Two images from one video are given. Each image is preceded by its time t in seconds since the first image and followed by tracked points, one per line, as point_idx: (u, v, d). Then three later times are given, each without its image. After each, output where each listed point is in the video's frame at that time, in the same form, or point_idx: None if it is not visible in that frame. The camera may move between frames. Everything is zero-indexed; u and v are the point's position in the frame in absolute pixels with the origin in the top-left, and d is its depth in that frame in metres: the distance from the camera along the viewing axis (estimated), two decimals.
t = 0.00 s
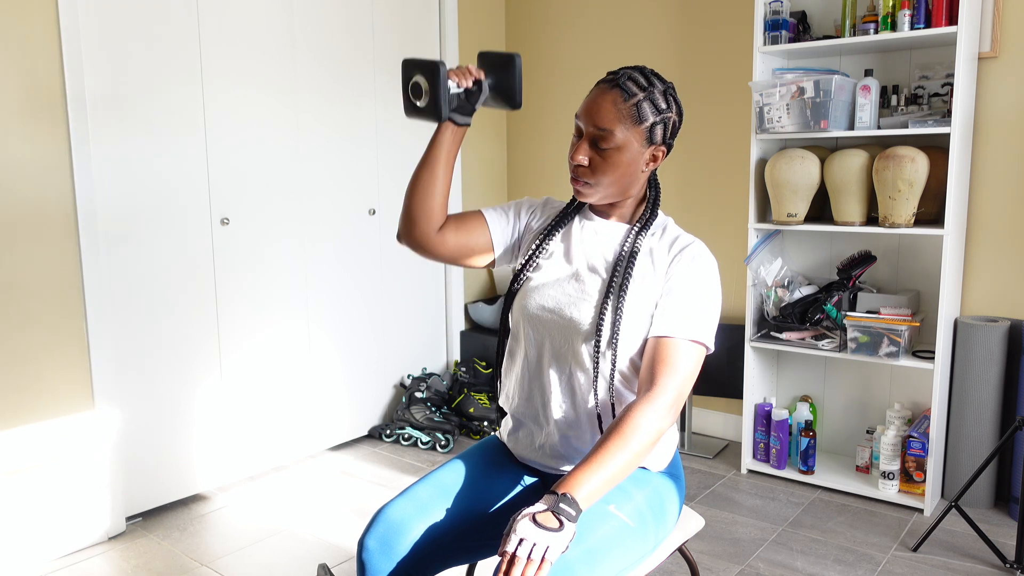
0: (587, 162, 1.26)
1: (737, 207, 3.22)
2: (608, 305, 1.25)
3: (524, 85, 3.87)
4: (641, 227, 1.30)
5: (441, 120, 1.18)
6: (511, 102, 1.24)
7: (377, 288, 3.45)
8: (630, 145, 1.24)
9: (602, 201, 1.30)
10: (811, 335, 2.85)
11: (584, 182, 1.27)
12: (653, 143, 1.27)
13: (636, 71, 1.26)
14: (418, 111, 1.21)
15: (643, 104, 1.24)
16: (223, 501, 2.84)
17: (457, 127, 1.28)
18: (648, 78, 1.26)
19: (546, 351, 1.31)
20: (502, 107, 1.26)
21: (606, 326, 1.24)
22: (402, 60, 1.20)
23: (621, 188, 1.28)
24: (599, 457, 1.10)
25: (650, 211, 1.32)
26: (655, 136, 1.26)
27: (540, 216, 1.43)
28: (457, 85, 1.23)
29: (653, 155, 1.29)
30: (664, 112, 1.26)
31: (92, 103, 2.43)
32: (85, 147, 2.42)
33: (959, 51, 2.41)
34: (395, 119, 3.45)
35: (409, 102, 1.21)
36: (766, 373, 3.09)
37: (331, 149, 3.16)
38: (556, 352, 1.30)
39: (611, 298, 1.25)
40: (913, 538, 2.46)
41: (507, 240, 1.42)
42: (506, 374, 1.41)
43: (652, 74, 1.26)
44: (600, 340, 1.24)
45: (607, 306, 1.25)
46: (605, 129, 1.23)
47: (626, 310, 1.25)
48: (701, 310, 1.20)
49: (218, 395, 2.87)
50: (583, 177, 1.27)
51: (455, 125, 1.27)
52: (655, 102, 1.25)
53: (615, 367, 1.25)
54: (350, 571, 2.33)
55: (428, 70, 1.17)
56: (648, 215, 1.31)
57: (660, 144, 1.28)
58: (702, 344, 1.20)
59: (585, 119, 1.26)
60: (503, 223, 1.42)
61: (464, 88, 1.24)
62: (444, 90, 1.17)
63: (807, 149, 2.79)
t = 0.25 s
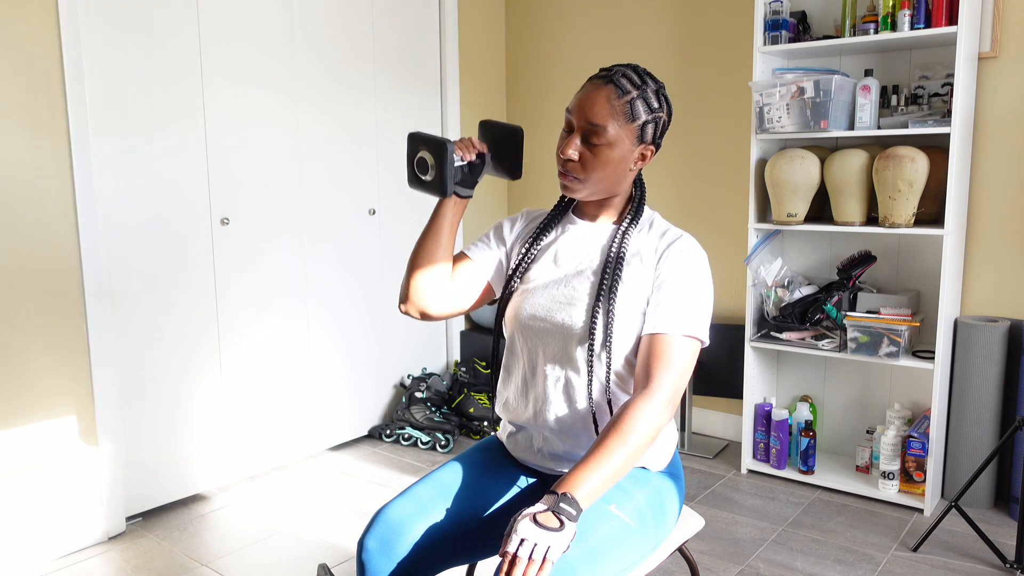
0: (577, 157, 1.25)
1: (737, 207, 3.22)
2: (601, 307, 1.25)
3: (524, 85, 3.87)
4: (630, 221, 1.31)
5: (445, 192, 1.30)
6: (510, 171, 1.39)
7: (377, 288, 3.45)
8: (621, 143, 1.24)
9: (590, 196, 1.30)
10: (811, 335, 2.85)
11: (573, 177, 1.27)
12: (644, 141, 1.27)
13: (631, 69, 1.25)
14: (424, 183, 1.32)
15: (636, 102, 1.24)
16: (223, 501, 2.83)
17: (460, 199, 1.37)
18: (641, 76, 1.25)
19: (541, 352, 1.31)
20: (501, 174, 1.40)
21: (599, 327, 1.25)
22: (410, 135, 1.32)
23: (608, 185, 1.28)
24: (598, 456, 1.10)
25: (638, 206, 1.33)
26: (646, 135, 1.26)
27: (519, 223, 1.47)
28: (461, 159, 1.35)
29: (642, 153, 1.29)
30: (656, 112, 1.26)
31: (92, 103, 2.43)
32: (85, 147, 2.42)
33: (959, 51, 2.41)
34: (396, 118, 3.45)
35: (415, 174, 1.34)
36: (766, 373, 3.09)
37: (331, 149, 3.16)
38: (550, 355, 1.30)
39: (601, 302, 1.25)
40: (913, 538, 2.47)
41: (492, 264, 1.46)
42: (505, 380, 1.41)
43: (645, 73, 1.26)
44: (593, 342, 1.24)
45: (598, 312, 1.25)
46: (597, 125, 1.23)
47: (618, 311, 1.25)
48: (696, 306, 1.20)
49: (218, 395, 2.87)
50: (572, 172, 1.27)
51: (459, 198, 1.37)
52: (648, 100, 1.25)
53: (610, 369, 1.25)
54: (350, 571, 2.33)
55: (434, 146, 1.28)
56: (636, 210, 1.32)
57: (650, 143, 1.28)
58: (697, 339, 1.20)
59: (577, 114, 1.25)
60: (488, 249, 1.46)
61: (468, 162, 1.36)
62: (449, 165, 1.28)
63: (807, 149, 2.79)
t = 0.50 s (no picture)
0: (576, 149, 1.25)
1: (737, 207, 3.22)
2: (597, 306, 1.25)
3: (524, 85, 3.87)
4: (624, 216, 1.31)
5: (452, 224, 1.33)
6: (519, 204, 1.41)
7: (377, 288, 3.45)
8: (620, 138, 1.25)
9: (585, 191, 1.29)
10: (811, 335, 2.85)
11: (570, 169, 1.27)
12: (642, 139, 1.27)
13: (633, 68, 1.27)
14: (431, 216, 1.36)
15: (637, 98, 1.25)
16: (223, 501, 2.84)
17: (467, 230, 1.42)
18: (642, 74, 1.26)
19: (538, 351, 1.31)
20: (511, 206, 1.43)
21: (596, 325, 1.25)
22: (417, 169, 1.37)
23: (605, 180, 1.28)
24: (597, 454, 1.10)
25: (632, 202, 1.33)
26: (645, 133, 1.27)
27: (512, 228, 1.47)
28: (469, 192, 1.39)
29: (640, 151, 1.29)
30: (656, 111, 1.27)
31: (92, 103, 2.43)
32: (85, 147, 2.42)
33: (959, 51, 2.41)
34: (395, 118, 3.45)
35: (422, 206, 1.38)
36: (766, 373, 3.09)
37: (331, 149, 3.16)
38: (547, 356, 1.30)
39: (597, 301, 1.25)
40: (913, 538, 2.47)
41: (487, 270, 1.46)
42: (504, 383, 1.41)
43: (646, 72, 1.27)
44: (590, 340, 1.24)
45: (593, 313, 1.25)
46: (598, 118, 1.23)
47: (613, 310, 1.26)
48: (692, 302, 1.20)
49: (218, 395, 2.87)
50: (570, 164, 1.27)
51: (466, 228, 1.41)
52: (648, 99, 1.26)
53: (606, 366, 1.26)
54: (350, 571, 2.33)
55: (441, 179, 1.32)
56: (630, 205, 1.33)
57: (648, 141, 1.29)
58: (696, 335, 1.19)
59: (578, 107, 1.26)
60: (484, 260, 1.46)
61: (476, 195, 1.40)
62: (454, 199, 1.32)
63: (807, 149, 2.79)
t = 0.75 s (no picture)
0: (586, 135, 1.25)
1: (737, 207, 3.22)
2: (597, 304, 1.25)
3: (524, 85, 3.87)
4: (624, 216, 1.31)
5: (453, 222, 1.32)
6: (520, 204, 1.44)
7: (377, 288, 3.45)
8: (631, 133, 1.25)
9: (586, 179, 1.29)
10: (811, 335, 2.85)
11: (577, 154, 1.27)
12: (649, 141, 1.28)
13: (652, 75, 1.29)
14: (433, 212, 1.35)
15: (652, 100, 1.26)
16: (223, 501, 2.84)
17: (468, 229, 1.41)
18: (658, 83, 1.29)
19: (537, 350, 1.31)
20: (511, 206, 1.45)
21: (596, 323, 1.25)
22: (421, 164, 1.36)
23: (607, 172, 1.28)
24: (597, 453, 1.10)
25: (632, 201, 1.34)
26: (653, 136, 1.28)
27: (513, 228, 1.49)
28: (470, 190, 1.39)
29: (645, 154, 1.30)
30: (667, 117, 1.29)
31: (92, 102, 2.43)
32: (85, 147, 2.42)
33: (959, 51, 2.41)
34: (395, 118, 3.45)
35: (424, 203, 1.37)
36: (766, 373, 3.09)
37: (331, 149, 3.16)
38: (548, 354, 1.30)
39: (597, 300, 1.25)
40: (913, 538, 2.46)
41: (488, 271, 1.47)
42: (503, 382, 1.41)
43: (662, 82, 1.29)
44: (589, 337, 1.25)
45: (592, 312, 1.25)
46: (614, 108, 1.24)
47: (613, 308, 1.25)
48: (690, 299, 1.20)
49: (218, 395, 2.87)
50: (577, 148, 1.26)
51: (466, 227, 1.41)
52: (662, 104, 1.28)
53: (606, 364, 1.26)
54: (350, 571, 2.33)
55: (445, 176, 1.32)
56: (630, 205, 1.33)
57: (654, 146, 1.30)
58: (695, 332, 1.20)
59: (594, 97, 1.27)
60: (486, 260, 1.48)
61: (477, 194, 1.40)
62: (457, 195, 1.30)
63: (807, 149, 2.79)
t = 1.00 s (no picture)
0: (599, 143, 1.25)
1: (737, 207, 3.22)
2: (609, 300, 1.25)
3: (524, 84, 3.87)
4: (639, 220, 1.30)
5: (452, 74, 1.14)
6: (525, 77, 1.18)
7: (377, 288, 3.45)
8: (642, 132, 1.24)
9: (606, 187, 1.28)
10: (811, 335, 2.85)
11: (594, 164, 1.26)
12: (661, 136, 1.27)
13: (652, 70, 1.28)
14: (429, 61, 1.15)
15: (657, 96, 1.25)
16: (223, 501, 2.83)
17: (470, 87, 1.22)
18: (661, 77, 1.28)
19: (543, 346, 1.31)
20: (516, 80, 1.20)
21: (606, 320, 1.24)
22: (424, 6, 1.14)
23: (626, 176, 1.27)
24: (599, 452, 1.10)
25: (648, 207, 1.32)
26: (664, 130, 1.27)
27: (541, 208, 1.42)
28: (475, 46, 1.18)
29: (659, 149, 1.29)
30: (675, 110, 1.28)
31: (92, 103, 2.43)
32: (85, 147, 2.42)
33: (959, 51, 2.41)
34: (395, 118, 3.45)
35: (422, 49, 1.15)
36: (766, 373, 3.09)
37: (331, 149, 3.16)
38: (554, 347, 1.30)
39: (610, 295, 1.25)
40: (913, 538, 2.47)
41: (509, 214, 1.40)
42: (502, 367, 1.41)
43: (664, 75, 1.29)
44: (599, 332, 1.24)
45: (606, 304, 1.24)
46: (621, 113, 1.23)
47: (625, 305, 1.25)
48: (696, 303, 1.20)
49: (218, 395, 2.87)
50: (593, 158, 1.25)
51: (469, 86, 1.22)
52: (668, 98, 1.27)
53: (615, 357, 1.26)
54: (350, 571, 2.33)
55: (449, 20, 1.11)
56: (646, 210, 1.31)
57: (667, 140, 1.29)
58: (700, 337, 1.20)
59: (599, 104, 1.26)
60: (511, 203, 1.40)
61: (481, 49, 1.19)
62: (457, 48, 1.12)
63: (807, 149, 2.79)
